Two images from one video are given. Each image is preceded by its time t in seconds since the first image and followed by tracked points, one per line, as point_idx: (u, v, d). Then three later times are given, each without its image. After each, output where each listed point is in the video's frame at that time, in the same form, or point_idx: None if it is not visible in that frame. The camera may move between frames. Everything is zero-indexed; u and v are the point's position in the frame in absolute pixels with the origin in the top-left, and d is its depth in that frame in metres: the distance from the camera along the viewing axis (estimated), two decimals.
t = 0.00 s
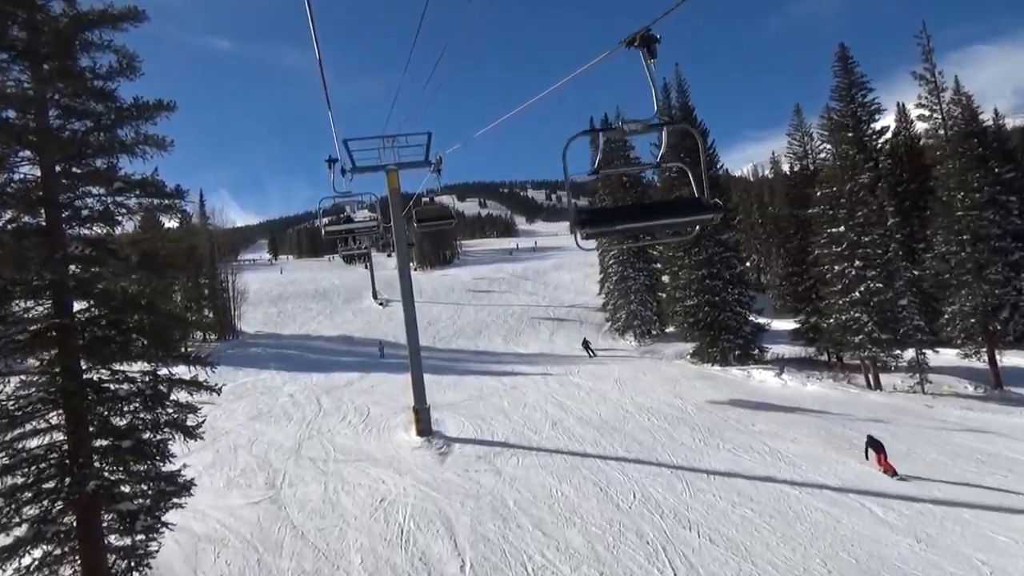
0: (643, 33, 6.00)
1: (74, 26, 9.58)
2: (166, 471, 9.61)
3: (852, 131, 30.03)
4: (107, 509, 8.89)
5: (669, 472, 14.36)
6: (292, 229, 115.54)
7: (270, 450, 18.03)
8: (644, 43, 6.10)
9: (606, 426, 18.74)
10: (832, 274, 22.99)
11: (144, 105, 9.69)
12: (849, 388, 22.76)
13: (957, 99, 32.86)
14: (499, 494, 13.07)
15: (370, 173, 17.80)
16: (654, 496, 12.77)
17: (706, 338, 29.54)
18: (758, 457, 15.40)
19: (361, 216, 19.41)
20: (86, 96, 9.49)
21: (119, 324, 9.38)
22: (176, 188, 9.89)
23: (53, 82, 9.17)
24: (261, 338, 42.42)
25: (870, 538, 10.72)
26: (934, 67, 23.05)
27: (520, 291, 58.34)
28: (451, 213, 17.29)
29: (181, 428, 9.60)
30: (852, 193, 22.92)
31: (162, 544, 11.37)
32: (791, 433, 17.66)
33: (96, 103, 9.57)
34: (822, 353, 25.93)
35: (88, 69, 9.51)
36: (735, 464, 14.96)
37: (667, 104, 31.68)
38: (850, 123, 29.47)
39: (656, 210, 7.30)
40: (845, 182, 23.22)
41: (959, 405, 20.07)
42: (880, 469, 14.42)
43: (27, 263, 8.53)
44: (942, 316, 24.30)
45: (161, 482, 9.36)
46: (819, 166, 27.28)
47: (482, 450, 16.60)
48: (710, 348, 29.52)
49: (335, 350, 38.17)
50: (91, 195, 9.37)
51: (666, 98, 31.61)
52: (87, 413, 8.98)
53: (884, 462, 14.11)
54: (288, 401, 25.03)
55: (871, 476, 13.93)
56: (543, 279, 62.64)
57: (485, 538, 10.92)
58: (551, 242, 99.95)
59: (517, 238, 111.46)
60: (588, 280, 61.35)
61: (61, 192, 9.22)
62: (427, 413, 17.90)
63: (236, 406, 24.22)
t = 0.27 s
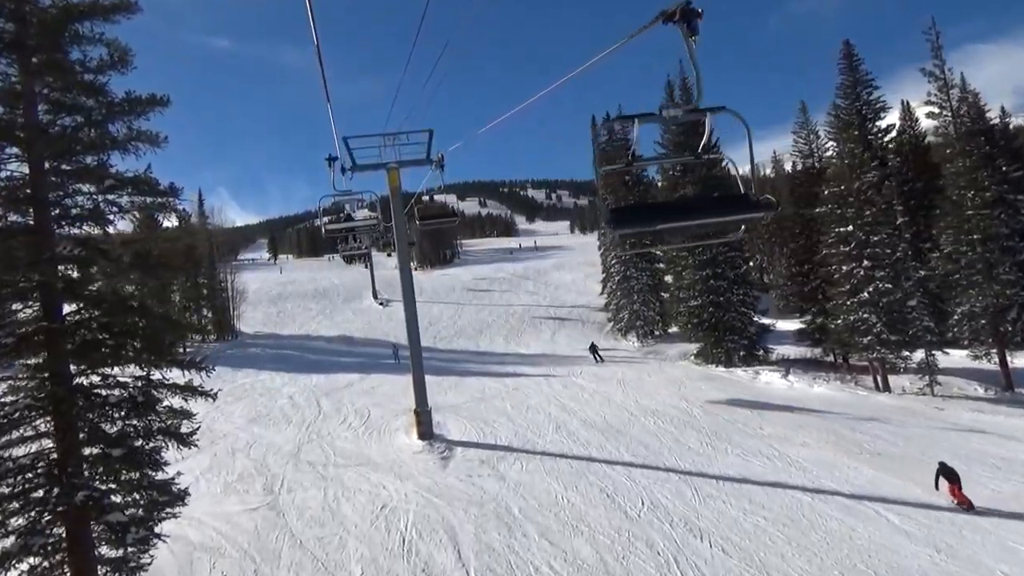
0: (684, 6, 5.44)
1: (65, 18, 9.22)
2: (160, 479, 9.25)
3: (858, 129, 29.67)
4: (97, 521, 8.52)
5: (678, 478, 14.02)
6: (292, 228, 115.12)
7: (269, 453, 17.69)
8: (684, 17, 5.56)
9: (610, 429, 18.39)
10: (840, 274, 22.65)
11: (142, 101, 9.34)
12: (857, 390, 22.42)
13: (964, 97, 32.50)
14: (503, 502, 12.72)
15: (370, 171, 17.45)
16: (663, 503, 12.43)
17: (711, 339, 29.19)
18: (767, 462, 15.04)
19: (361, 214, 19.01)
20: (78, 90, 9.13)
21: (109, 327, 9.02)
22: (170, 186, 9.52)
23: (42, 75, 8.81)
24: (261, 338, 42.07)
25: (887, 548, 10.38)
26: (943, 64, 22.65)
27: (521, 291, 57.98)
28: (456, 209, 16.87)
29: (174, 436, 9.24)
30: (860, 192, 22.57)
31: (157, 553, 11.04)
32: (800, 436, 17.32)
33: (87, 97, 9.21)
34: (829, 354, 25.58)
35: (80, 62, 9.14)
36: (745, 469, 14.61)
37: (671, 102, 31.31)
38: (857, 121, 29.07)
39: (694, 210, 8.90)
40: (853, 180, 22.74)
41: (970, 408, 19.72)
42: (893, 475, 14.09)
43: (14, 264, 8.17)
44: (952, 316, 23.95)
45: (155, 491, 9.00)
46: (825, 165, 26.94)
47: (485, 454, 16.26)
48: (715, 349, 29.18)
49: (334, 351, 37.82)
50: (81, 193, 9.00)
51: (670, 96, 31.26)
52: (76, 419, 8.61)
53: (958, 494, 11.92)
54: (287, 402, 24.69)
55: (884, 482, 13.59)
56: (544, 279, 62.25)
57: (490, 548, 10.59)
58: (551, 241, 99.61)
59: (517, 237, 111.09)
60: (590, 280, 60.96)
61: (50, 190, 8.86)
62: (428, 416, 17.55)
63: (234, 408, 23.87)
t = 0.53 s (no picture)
0: None
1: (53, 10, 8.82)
2: (153, 490, 8.87)
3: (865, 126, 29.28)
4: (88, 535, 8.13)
5: (688, 484, 13.66)
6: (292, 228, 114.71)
7: (268, 458, 17.35)
8: None
9: (617, 432, 18.03)
10: (849, 273, 22.27)
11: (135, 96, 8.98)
12: (866, 391, 22.03)
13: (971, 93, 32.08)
14: (509, 509, 12.38)
15: (371, 169, 17.08)
16: (674, 510, 12.07)
17: (716, 339, 28.81)
18: (779, 467, 14.70)
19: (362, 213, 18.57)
20: (67, 85, 8.73)
21: (101, 332, 8.68)
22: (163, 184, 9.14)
23: (29, 70, 8.43)
24: (261, 339, 41.72)
25: (908, 558, 10.03)
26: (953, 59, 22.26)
27: (523, 291, 57.61)
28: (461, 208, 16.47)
29: (169, 444, 8.89)
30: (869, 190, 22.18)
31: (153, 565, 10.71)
32: (811, 439, 16.97)
33: (77, 93, 8.83)
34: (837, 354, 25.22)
35: (68, 55, 8.77)
36: (756, 474, 14.26)
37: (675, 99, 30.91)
38: (863, 117, 28.65)
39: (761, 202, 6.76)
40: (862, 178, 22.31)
41: (983, 409, 19.34)
42: (909, 479, 13.73)
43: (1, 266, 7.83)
44: (963, 315, 23.60)
45: (148, 502, 8.65)
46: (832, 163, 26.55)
47: (489, 459, 15.90)
48: (720, 349, 28.79)
49: (335, 352, 37.46)
50: (71, 191, 8.64)
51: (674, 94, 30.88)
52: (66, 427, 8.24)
53: None
54: (287, 405, 24.33)
55: (900, 487, 13.25)
56: (545, 279, 61.87)
57: (497, 559, 10.25)
58: (552, 241, 99.24)
59: (517, 237, 110.70)
60: (591, 280, 60.60)
61: (38, 189, 8.51)
62: (431, 420, 17.23)
63: (233, 411, 23.49)
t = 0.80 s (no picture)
0: None
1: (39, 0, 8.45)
2: (146, 502, 8.50)
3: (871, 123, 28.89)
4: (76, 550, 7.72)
5: (697, 490, 13.32)
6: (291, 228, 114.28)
7: (268, 463, 17.00)
8: None
9: (623, 435, 17.68)
10: (857, 272, 21.92)
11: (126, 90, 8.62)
12: (875, 392, 21.64)
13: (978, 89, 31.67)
14: (515, 517, 12.04)
15: (371, 168, 16.73)
16: (685, 517, 11.73)
17: (720, 340, 28.44)
18: (790, 471, 14.35)
19: (361, 212, 18.18)
20: (54, 79, 8.36)
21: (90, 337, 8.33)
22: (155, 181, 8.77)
23: (15, 64, 8.06)
24: (260, 341, 41.35)
25: (929, 568, 9.69)
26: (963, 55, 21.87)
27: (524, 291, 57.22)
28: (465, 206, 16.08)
29: (162, 454, 8.54)
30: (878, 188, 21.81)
31: None
32: (821, 441, 16.62)
33: (64, 87, 8.46)
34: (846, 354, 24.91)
35: (55, 48, 8.41)
36: (767, 479, 13.92)
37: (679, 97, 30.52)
38: (870, 114, 28.23)
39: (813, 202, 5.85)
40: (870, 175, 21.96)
41: (995, 411, 18.97)
42: (924, 484, 13.38)
43: None
44: (974, 314, 23.28)
45: (140, 515, 8.30)
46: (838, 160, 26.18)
47: (494, 463, 15.55)
48: (725, 350, 28.42)
49: (335, 354, 37.10)
50: (57, 190, 8.27)
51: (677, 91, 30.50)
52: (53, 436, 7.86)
53: None
54: (286, 408, 23.97)
55: (915, 492, 12.90)
56: (546, 279, 61.47)
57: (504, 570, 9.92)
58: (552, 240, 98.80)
59: (518, 237, 110.23)
60: (593, 279, 60.20)
61: (23, 188, 8.13)
62: (433, 423, 16.89)
63: (231, 414, 23.12)
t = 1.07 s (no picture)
0: None
1: None
2: (138, 515, 8.12)
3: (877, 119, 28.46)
4: (64, 567, 7.31)
5: (707, 495, 12.97)
6: (291, 229, 113.94)
7: (267, 468, 16.64)
8: None
9: (629, 438, 17.32)
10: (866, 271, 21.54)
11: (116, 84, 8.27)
12: (884, 393, 21.27)
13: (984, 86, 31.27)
14: (522, 524, 11.69)
15: (370, 166, 16.38)
16: (696, 525, 11.39)
17: (725, 340, 28.07)
18: (801, 476, 14.00)
19: (360, 211, 17.78)
20: (40, 72, 7.98)
21: (79, 342, 7.99)
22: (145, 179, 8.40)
23: None
24: (259, 342, 41.02)
25: None
26: (972, 49, 21.51)
27: (525, 291, 56.85)
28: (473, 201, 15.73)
29: (154, 463, 8.15)
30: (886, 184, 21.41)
31: None
32: (833, 444, 16.27)
33: (50, 81, 8.09)
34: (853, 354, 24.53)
35: (41, 41, 8.07)
36: (779, 484, 13.57)
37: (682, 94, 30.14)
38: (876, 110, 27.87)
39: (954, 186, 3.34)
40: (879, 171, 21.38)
41: (1008, 412, 18.61)
42: (942, 489, 13.02)
43: None
44: (984, 313, 22.88)
45: (131, 527, 7.91)
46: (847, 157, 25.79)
47: (498, 468, 15.20)
48: (729, 350, 28.04)
49: (335, 355, 36.73)
50: (43, 189, 7.88)
51: (681, 88, 30.14)
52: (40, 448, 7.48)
53: None
54: (286, 410, 23.60)
55: (934, 498, 12.54)
56: (547, 278, 61.12)
57: None
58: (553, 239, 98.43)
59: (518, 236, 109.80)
60: (594, 279, 59.84)
61: (7, 188, 7.74)
62: (436, 426, 16.57)
63: (229, 418, 22.76)
